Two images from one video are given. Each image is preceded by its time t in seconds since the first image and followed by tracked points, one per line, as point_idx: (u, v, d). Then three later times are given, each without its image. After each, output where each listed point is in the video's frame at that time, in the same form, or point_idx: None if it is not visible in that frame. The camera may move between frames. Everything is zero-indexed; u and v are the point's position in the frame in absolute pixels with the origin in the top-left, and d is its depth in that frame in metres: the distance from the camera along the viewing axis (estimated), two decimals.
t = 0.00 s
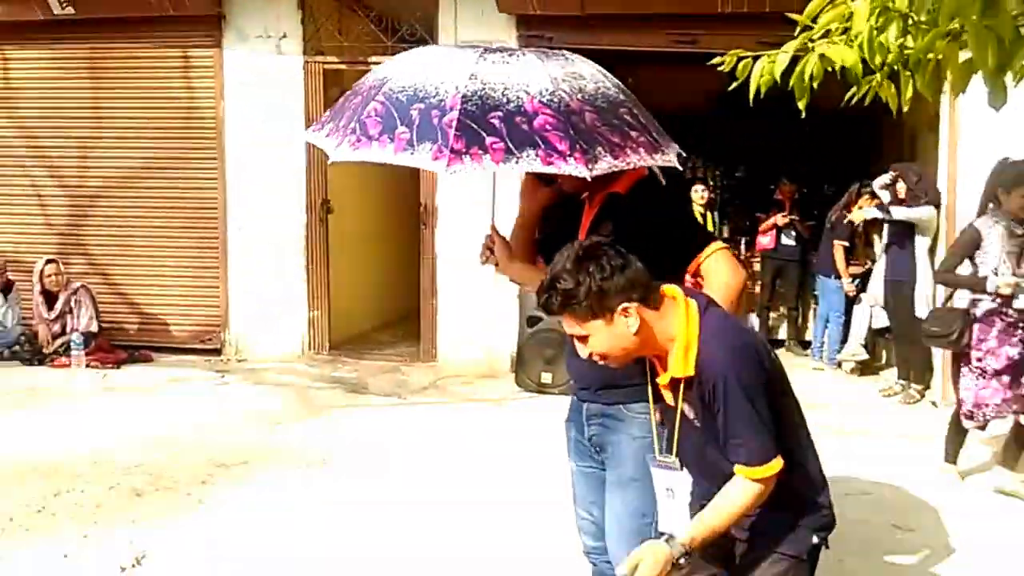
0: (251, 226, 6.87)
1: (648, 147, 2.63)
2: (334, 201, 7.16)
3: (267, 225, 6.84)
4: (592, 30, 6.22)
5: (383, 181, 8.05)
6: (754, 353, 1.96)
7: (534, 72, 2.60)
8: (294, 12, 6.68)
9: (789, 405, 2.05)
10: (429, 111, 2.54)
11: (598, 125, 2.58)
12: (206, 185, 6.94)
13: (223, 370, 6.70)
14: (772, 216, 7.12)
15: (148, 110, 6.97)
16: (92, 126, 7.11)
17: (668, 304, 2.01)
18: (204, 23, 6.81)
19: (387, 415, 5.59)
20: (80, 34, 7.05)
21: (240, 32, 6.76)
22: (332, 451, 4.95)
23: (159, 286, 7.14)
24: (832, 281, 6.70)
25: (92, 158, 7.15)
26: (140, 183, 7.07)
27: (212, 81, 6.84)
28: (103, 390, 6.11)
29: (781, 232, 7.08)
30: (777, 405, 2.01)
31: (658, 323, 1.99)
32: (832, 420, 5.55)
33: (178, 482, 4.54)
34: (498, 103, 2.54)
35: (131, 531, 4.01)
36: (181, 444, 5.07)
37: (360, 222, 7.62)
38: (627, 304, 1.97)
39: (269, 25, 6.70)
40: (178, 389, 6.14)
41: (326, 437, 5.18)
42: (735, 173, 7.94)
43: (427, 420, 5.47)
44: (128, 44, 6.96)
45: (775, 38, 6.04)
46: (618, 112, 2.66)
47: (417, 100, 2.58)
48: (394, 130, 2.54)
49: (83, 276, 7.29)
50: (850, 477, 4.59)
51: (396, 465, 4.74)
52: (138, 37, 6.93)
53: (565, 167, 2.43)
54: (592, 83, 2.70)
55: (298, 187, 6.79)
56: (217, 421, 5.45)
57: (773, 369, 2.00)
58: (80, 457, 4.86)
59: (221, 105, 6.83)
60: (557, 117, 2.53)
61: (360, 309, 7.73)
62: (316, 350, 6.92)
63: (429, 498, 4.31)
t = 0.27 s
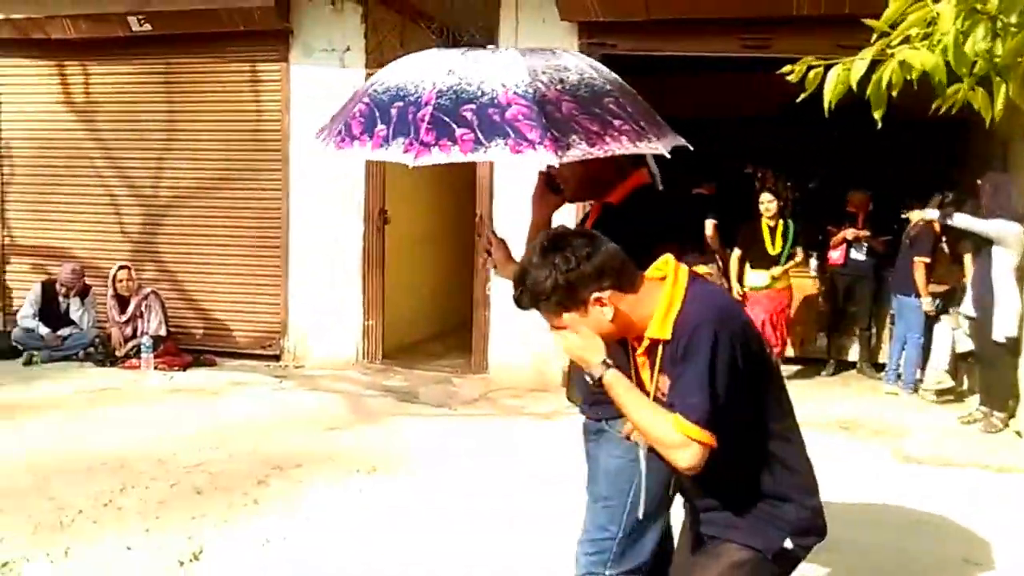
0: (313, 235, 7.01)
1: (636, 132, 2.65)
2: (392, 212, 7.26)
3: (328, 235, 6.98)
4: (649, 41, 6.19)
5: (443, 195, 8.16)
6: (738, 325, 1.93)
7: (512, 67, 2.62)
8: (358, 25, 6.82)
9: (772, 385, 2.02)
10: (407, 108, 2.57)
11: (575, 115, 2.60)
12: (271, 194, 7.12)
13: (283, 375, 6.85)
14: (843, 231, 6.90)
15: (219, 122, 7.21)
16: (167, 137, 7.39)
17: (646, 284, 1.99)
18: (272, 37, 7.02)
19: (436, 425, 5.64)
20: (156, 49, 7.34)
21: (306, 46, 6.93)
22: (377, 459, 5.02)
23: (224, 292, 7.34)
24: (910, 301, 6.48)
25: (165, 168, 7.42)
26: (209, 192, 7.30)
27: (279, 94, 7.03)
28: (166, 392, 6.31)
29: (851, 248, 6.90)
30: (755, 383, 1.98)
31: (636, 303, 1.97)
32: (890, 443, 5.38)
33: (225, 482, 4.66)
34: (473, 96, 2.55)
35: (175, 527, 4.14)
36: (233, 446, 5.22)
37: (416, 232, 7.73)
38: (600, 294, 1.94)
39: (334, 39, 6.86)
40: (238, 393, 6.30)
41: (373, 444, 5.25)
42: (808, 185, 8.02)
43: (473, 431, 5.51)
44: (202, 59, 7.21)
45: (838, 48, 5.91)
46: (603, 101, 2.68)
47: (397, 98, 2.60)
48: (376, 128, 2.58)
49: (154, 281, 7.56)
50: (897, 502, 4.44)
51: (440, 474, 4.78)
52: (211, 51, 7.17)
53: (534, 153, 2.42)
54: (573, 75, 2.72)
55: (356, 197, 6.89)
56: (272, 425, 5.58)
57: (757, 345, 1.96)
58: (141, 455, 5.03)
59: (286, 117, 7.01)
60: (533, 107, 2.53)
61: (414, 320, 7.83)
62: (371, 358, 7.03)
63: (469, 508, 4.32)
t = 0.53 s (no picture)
0: (375, 241, 7.09)
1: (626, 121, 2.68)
2: (455, 217, 7.30)
3: (390, 240, 7.05)
4: (715, 50, 6.14)
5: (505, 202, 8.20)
6: (698, 341, 1.77)
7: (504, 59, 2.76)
8: (424, 34, 6.91)
9: (742, 406, 1.83)
10: (401, 99, 2.77)
11: (565, 103, 2.67)
12: (336, 200, 7.23)
13: (343, 379, 6.94)
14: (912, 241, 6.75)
15: (286, 129, 7.34)
16: (235, 143, 7.54)
17: (612, 290, 1.83)
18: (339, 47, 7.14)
19: (496, 430, 5.66)
20: (227, 57, 7.51)
21: (373, 54, 7.03)
22: (435, 464, 5.06)
23: (287, 296, 7.47)
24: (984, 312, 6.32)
25: (233, 173, 7.57)
26: (275, 198, 7.43)
27: (345, 101, 7.15)
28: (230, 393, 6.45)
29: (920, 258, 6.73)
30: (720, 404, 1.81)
31: (599, 311, 1.82)
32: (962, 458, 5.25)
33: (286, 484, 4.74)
34: (464, 87, 2.71)
35: (235, 524, 4.21)
36: (295, 447, 5.29)
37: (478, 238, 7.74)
38: (560, 302, 1.82)
39: (400, 47, 6.95)
40: (300, 395, 6.40)
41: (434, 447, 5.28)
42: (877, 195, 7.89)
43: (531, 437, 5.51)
44: (270, 67, 7.36)
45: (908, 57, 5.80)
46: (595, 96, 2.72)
47: (394, 91, 2.81)
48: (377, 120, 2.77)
49: (221, 284, 7.72)
50: (968, 521, 4.31)
51: (500, 478, 4.79)
52: (280, 59, 7.32)
53: (521, 135, 2.49)
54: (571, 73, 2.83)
55: (418, 203, 6.95)
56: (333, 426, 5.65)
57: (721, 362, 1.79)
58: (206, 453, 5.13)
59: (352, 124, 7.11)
60: (521, 94, 2.62)
61: (475, 325, 7.87)
62: (432, 363, 7.05)
63: (530, 513, 4.33)
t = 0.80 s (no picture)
0: (439, 248, 7.14)
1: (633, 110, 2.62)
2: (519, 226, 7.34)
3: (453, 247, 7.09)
4: (785, 56, 6.05)
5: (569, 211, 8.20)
6: (658, 321, 1.76)
7: (523, 44, 2.84)
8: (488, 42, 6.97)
9: (711, 384, 1.82)
10: (420, 62, 2.86)
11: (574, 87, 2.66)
12: (400, 207, 7.30)
13: (407, 385, 7.00)
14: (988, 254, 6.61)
15: (351, 136, 7.44)
16: (302, 151, 7.66)
17: (583, 273, 1.89)
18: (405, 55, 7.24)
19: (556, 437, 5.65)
20: (295, 66, 7.65)
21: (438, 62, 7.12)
22: (495, 468, 5.07)
23: (352, 304, 7.57)
24: None
25: (299, 181, 7.69)
26: (340, 205, 7.53)
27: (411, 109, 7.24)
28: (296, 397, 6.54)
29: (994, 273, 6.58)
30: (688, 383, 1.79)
31: (567, 291, 1.87)
32: None
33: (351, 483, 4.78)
34: (481, 58, 2.83)
35: (301, 521, 4.25)
36: (360, 450, 5.35)
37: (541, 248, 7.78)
38: (533, 278, 1.87)
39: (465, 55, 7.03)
40: (364, 401, 6.47)
41: (497, 453, 5.30)
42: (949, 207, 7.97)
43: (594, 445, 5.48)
44: (338, 75, 7.49)
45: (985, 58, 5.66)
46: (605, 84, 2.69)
47: (413, 56, 2.91)
48: (391, 76, 2.87)
49: (287, 291, 7.84)
50: None
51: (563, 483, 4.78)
52: (347, 68, 7.44)
53: (524, 102, 2.55)
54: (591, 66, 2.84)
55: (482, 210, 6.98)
56: (396, 433, 5.70)
57: (683, 341, 1.78)
58: (272, 455, 5.21)
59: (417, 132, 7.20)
60: (532, 69, 2.68)
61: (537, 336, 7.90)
62: (495, 372, 7.08)
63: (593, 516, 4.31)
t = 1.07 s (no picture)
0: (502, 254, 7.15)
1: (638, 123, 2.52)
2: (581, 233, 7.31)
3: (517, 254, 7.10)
4: (857, 56, 5.90)
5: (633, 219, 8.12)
6: (632, 318, 1.76)
7: (527, 58, 2.79)
8: (552, 48, 6.95)
9: (685, 386, 1.80)
10: (426, 77, 2.84)
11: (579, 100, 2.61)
12: (464, 213, 7.33)
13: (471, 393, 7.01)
14: None
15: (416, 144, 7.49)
16: (367, 159, 7.73)
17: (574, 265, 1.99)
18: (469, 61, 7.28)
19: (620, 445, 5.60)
20: (360, 74, 7.72)
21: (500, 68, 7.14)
22: (559, 474, 5.05)
23: (416, 312, 7.61)
24: None
25: (364, 188, 7.75)
26: (404, 212, 7.57)
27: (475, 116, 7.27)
28: (361, 403, 6.60)
29: None
30: (658, 384, 1.78)
31: (567, 277, 1.96)
32: None
33: (416, 488, 4.80)
34: (485, 73, 2.81)
35: (364, 526, 4.26)
36: (423, 456, 5.37)
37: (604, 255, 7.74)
38: (538, 261, 1.93)
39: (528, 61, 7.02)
40: (429, 408, 6.51)
41: (560, 461, 5.28)
42: None
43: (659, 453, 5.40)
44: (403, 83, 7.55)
45: None
46: (610, 97, 2.61)
47: (420, 70, 2.88)
48: (398, 90, 2.84)
49: (351, 298, 7.91)
50: None
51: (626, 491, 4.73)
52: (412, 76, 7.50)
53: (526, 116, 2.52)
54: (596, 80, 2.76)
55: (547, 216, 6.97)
56: (459, 440, 5.71)
57: (656, 340, 1.77)
58: (337, 461, 5.26)
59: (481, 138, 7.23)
60: (534, 83, 2.63)
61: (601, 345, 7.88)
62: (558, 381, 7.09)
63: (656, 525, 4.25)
